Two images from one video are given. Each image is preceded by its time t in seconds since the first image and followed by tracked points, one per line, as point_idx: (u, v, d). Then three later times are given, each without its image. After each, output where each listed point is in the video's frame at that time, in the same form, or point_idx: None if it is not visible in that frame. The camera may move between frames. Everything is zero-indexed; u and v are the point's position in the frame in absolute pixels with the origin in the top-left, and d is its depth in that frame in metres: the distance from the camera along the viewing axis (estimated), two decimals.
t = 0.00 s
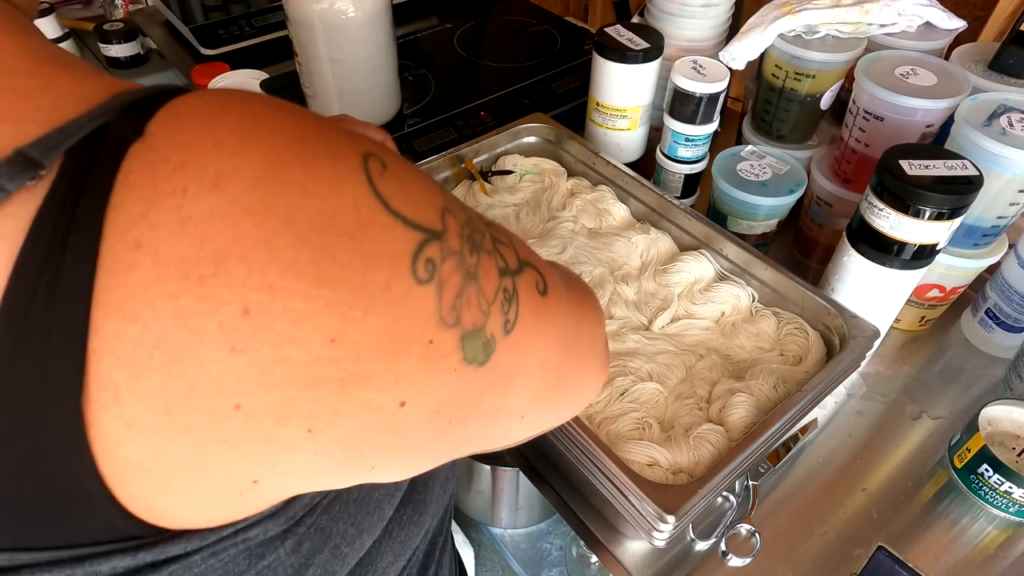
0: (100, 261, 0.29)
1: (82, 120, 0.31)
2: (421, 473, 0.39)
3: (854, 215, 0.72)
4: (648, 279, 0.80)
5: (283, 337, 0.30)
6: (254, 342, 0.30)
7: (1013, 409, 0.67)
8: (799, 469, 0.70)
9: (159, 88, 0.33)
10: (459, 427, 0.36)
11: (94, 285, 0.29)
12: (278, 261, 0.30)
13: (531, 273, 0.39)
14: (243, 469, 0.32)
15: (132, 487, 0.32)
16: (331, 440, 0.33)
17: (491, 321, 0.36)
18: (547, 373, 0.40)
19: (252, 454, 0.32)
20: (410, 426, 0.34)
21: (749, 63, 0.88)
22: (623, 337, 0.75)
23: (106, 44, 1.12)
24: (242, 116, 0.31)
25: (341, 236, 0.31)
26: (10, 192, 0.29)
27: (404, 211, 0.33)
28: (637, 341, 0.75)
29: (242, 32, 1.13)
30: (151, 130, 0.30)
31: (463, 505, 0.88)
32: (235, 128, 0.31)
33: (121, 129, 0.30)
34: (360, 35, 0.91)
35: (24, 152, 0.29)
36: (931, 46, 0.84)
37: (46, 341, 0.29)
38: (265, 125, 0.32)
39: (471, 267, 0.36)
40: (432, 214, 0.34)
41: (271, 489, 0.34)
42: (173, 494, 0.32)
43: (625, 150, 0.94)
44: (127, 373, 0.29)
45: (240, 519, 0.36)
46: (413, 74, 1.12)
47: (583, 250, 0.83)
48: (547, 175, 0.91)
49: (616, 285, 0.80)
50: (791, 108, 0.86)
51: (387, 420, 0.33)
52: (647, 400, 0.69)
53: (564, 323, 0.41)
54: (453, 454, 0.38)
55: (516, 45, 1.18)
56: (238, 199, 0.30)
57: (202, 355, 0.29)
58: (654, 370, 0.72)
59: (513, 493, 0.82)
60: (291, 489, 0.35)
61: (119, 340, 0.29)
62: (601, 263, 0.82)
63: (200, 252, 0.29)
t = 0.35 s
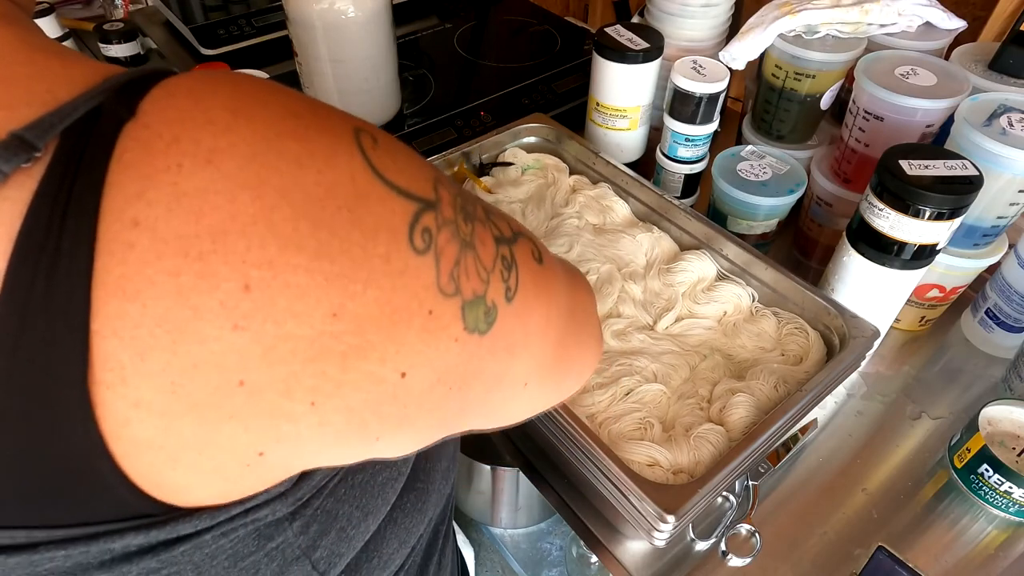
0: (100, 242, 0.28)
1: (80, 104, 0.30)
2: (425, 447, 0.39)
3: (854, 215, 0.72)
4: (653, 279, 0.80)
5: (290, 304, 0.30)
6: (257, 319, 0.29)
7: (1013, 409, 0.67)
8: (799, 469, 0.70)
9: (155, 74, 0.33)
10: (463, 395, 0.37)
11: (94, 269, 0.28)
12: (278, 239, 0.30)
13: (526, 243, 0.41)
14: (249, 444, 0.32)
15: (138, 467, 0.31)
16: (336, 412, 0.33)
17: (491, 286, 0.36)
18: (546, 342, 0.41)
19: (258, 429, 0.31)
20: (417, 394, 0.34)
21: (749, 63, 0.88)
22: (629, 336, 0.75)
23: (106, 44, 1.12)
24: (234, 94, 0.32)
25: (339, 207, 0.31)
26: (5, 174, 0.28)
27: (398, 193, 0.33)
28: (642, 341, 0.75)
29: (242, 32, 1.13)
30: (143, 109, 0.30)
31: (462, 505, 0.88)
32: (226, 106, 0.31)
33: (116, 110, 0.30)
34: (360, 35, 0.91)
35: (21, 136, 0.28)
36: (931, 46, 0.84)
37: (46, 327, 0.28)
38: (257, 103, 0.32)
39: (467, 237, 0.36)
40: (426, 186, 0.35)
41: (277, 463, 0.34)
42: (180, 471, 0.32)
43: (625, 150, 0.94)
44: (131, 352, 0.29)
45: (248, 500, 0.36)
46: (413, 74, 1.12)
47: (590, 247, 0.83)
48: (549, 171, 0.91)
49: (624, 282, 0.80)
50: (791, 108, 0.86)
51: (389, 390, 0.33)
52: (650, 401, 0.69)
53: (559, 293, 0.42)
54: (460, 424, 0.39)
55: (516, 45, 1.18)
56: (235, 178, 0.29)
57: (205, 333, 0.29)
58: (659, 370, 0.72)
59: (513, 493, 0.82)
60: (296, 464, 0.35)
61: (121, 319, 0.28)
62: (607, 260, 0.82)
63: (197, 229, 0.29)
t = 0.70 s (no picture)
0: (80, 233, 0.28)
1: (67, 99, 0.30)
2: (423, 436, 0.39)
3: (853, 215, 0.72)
4: (653, 279, 0.80)
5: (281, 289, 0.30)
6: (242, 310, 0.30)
7: (1013, 409, 0.67)
8: (799, 469, 0.70)
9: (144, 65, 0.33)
10: (460, 382, 0.37)
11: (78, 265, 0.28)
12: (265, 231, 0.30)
13: (518, 231, 0.41)
14: (241, 436, 0.32)
15: (128, 461, 0.31)
16: (330, 402, 0.33)
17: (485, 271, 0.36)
18: (543, 327, 0.41)
19: (250, 420, 0.31)
20: (416, 379, 0.34)
21: (748, 63, 0.88)
22: (627, 337, 0.75)
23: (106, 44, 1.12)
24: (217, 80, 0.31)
25: (330, 194, 0.31)
26: None
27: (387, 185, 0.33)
28: (641, 340, 0.75)
29: (242, 32, 1.13)
30: (124, 96, 0.30)
31: (462, 505, 0.88)
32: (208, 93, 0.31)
33: (96, 101, 0.30)
34: (360, 35, 0.91)
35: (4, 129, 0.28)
36: (930, 46, 0.84)
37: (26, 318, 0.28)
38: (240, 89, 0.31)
39: (461, 223, 0.37)
40: (420, 171, 0.35)
41: (272, 455, 0.34)
42: (171, 464, 0.32)
43: (625, 150, 0.94)
44: (114, 346, 0.29)
45: (242, 492, 0.36)
46: (413, 74, 1.12)
47: (589, 248, 0.83)
48: (549, 172, 0.91)
49: (621, 284, 0.80)
50: (791, 108, 0.86)
51: (385, 377, 0.33)
52: (650, 398, 0.69)
53: (554, 278, 0.42)
54: (458, 411, 0.39)
55: (516, 45, 1.18)
56: (217, 175, 0.29)
57: (190, 328, 0.29)
58: (658, 368, 0.72)
59: (513, 493, 0.82)
60: (291, 455, 0.35)
61: (102, 316, 0.28)
62: (606, 261, 0.82)
63: (179, 218, 0.29)
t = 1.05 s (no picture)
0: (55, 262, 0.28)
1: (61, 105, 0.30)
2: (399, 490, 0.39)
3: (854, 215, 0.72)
4: (651, 279, 0.80)
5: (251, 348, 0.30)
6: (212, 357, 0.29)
7: (1013, 408, 0.67)
8: (799, 469, 0.70)
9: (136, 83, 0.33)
10: (432, 447, 0.36)
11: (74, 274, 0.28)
12: (246, 266, 0.29)
13: (515, 291, 0.39)
14: (206, 488, 0.31)
15: (85, 505, 0.30)
16: (300, 456, 0.32)
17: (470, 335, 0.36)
18: (528, 387, 0.41)
19: (216, 471, 0.31)
20: (389, 443, 0.34)
21: (749, 62, 0.88)
22: (626, 336, 0.75)
23: (106, 44, 1.13)
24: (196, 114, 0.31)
25: (306, 242, 0.31)
26: None
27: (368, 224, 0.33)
28: (640, 340, 0.75)
29: (242, 32, 1.13)
30: (103, 131, 0.30)
31: (462, 505, 0.88)
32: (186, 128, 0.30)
33: (79, 121, 0.30)
34: (360, 35, 0.91)
35: None
36: (931, 46, 0.84)
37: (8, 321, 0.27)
38: (220, 123, 0.31)
39: (448, 281, 0.36)
40: (410, 222, 0.35)
41: (237, 508, 0.33)
42: (130, 513, 0.31)
43: (625, 150, 0.94)
44: (74, 386, 0.28)
45: (206, 540, 0.35)
46: (413, 74, 1.12)
47: (584, 249, 0.83)
48: (547, 173, 0.91)
49: (618, 285, 0.80)
50: (791, 108, 0.86)
51: (361, 434, 0.33)
52: (649, 399, 0.69)
53: (547, 335, 0.41)
54: (435, 467, 0.39)
55: (516, 45, 1.18)
56: (194, 211, 0.29)
57: (157, 368, 0.28)
58: (657, 368, 0.72)
59: (513, 493, 0.82)
60: (258, 507, 0.34)
61: (66, 352, 0.28)
62: (603, 263, 0.82)
63: (151, 260, 0.28)
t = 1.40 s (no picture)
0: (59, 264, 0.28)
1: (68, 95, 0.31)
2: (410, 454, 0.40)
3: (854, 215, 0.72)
4: (649, 279, 0.80)
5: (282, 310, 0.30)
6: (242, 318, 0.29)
7: (1013, 409, 0.67)
8: (799, 469, 0.70)
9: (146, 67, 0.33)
10: (452, 399, 0.37)
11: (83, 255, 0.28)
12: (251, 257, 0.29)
13: (506, 245, 0.40)
14: (239, 450, 0.32)
15: (115, 473, 0.31)
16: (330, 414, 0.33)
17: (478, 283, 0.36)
18: (528, 335, 0.42)
19: (248, 433, 0.31)
20: (413, 396, 0.34)
21: (748, 62, 0.88)
22: (624, 337, 0.75)
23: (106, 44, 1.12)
24: (216, 92, 0.32)
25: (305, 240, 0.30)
26: None
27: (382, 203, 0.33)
28: (638, 341, 0.75)
29: (242, 32, 1.13)
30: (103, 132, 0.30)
31: (463, 505, 0.88)
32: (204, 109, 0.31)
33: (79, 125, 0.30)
34: (360, 35, 0.91)
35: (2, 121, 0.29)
36: (930, 46, 0.84)
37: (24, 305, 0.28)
38: (237, 98, 0.32)
39: (457, 233, 0.36)
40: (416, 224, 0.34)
41: (268, 471, 0.34)
42: (163, 479, 0.31)
43: (625, 150, 0.94)
44: (108, 351, 0.28)
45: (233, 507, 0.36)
46: (413, 74, 1.12)
47: (584, 250, 0.83)
48: (547, 174, 0.90)
49: (617, 285, 0.80)
50: (791, 108, 0.86)
51: (389, 386, 0.33)
52: (648, 399, 0.69)
53: (539, 289, 0.43)
54: (447, 428, 0.39)
55: (516, 45, 1.18)
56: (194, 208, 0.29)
57: (190, 327, 0.29)
58: (655, 369, 0.72)
59: (513, 493, 0.82)
60: (287, 471, 0.34)
61: (99, 316, 0.28)
62: (602, 263, 0.82)
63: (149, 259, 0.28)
